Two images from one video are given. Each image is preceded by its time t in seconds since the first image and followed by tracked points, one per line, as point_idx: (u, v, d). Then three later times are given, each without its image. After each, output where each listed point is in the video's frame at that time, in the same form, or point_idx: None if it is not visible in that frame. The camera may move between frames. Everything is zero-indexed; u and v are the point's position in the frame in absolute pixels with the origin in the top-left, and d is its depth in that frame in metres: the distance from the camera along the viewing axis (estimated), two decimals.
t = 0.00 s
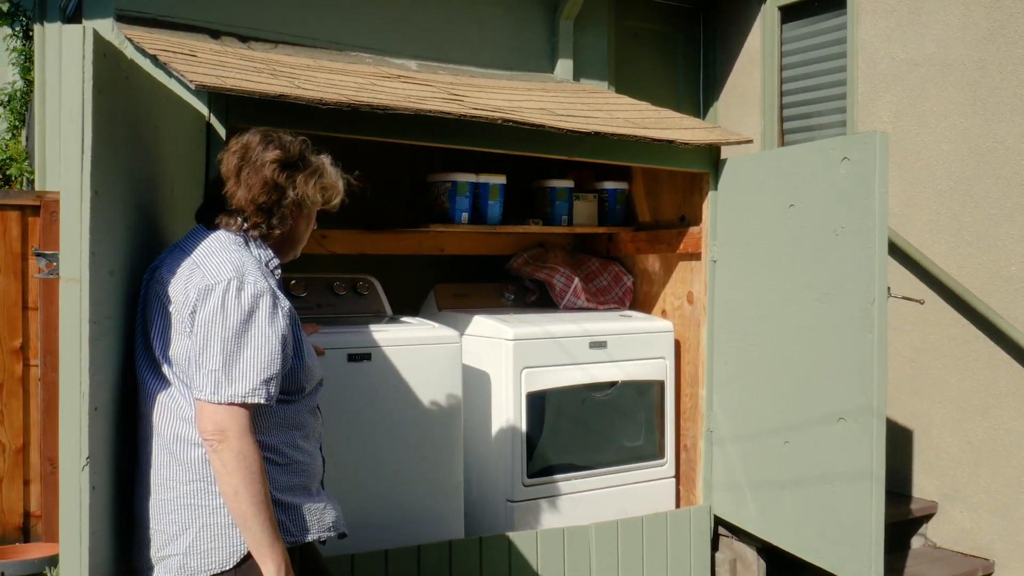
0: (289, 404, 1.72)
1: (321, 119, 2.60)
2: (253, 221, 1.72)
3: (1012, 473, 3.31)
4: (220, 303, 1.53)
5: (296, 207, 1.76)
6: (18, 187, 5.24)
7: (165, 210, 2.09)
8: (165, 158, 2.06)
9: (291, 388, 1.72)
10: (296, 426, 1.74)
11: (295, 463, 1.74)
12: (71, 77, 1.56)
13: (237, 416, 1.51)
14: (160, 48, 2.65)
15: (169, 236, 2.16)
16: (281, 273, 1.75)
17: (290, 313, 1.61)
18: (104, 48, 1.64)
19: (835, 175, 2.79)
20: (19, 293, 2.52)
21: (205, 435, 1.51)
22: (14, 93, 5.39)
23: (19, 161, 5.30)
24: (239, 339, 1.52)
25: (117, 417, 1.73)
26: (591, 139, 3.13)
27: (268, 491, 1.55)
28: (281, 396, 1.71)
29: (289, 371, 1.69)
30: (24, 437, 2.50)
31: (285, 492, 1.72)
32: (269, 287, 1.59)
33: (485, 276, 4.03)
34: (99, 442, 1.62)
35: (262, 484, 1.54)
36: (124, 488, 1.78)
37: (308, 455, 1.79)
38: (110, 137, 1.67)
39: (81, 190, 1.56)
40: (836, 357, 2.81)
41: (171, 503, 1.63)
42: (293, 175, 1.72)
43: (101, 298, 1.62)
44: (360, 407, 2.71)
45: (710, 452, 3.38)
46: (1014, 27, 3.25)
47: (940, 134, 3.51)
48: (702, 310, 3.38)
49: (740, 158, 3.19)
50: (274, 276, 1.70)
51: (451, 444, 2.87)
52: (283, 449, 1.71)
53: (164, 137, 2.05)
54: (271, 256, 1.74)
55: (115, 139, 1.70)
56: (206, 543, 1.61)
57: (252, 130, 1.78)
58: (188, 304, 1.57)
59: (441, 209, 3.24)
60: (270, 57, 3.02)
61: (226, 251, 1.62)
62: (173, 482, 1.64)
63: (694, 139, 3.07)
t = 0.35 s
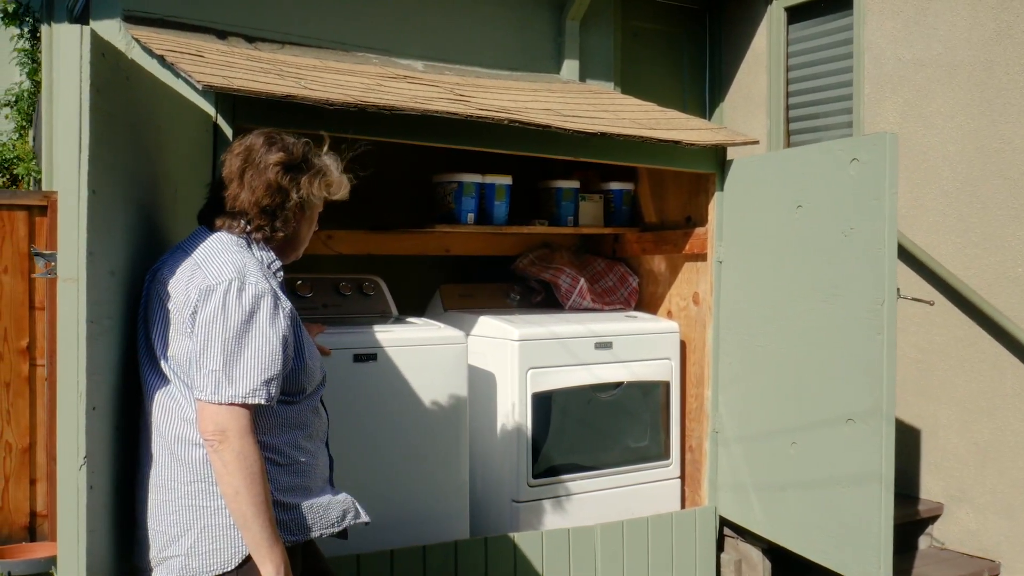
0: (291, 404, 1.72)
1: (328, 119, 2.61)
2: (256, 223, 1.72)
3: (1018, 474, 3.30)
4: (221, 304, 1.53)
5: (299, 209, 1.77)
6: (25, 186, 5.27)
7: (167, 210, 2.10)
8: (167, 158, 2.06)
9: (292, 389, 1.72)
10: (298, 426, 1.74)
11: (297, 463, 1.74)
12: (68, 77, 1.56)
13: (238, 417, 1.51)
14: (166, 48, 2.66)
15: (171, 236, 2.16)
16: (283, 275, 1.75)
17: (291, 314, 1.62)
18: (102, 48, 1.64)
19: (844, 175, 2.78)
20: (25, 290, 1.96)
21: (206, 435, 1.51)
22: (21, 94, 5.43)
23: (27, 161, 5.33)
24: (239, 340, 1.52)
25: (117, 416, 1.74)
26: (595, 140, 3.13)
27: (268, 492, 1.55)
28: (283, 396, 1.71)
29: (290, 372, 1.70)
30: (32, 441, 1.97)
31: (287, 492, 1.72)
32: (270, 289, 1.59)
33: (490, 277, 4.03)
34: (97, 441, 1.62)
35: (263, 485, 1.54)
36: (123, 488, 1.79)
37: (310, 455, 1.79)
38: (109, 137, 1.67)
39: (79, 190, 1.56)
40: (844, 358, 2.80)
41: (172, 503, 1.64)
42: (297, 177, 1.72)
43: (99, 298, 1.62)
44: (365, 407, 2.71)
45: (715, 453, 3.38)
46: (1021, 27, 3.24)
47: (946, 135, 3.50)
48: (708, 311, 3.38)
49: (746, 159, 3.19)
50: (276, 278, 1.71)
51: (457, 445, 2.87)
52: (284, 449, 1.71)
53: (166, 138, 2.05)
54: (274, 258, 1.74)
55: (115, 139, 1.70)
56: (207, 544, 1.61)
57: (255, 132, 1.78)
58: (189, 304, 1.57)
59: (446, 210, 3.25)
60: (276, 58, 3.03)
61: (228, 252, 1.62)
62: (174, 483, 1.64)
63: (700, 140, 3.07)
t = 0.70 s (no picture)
0: (295, 405, 1.72)
1: (333, 120, 2.60)
2: (260, 224, 1.72)
3: None
4: (225, 304, 1.53)
5: (303, 209, 1.76)
6: (30, 187, 5.28)
7: (172, 210, 2.10)
8: (172, 159, 2.06)
9: (296, 391, 1.71)
10: (303, 428, 1.74)
11: (301, 464, 1.74)
12: (74, 77, 1.56)
13: (242, 418, 1.51)
14: (171, 49, 2.66)
15: (177, 236, 2.16)
16: (287, 275, 1.75)
17: (295, 315, 1.61)
18: (108, 48, 1.64)
19: (854, 176, 2.78)
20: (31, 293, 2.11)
21: (210, 436, 1.51)
22: (27, 95, 5.46)
23: (31, 163, 5.34)
24: (243, 341, 1.52)
25: (122, 417, 1.74)
26: (600, 140, 3.12)
27: (273, 493, 1.55)
28: (287, 398, 1.70)
29: (294, 373, 1.69)
30: (36, 438, 2.09)
31: (292, 493, 1.72)
32: (274, 289, 1.59)
33: (495, 277, 4.03)
34: (102, 442, 1.62)
35: (267, 486, 1.54)
36: (129, 489, 1.78)
37: (315, 457, 1.78)
38: (115, 137, 1.67)
39: (84, 190, 1.56)
40: (854, 360, 2.79)
41: (177, 504, 1.64)
42: (300, 178, 1.72)
43: (104, 299, 1.62)
44: (371, 408, 2.71)
45: (720, 454, 3.38)
46: None
47: (952, 135, 3.49)
48: (713, 311, 3.37)
49: (754, 159, 3.19)
50: (280, 279, 1.71)
51: (462, 445, 2.87)
52: (288, 451, 1.71)
53: (171, 138, 2.05)
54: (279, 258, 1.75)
55: (120, 139, 1.70)
56: (212, 545, 1.61)
57: (260, 132, 1.78)
58: (193, 305, 1.57)
59: (451, 210, 3.24)
60: (281, 58, 3.03)
61: (232, 253, 1.62)
62: (179, 484, 1.64)
63: (705, 140, 3.07)
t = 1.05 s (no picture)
0: (298, 405, 1.71)
1: (337, 119, 2.60)
2: (260, 221, 1.72)
3: None
4: (229, 304, 1.52)
5: (304, 208, 1.76)
6: (33, 186, 5.29)
7: (175, 210, 2.10)
8: (175, 158, 2.06)
9: (298, 391, 1.71)
10: (306, 427, 1.74)
11: (305, 463, 1.73)
12: (77, 77, 1.56)
13: (246, 417, 1.51)
14: (175, 48, 2.66)
15: (179, 235, 2.15)
16: (287, 275, 1.75)
17: (298, 315, 1.61)
18: (110, 47, 1.64)
19: (864, 177, 2.77)
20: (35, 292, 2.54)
21: (214, 436, 1.51)
22: (30, 94, 5.47)
23: (34, 162, 5.34)
24: (248, 340, 1.52)
25: (124, 416, 1.73)
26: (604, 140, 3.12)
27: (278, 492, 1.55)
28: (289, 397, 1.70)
29: (297, 373, 1.69)
30: (38, 437, 2.52)
31: (296, 491, 1.71)
32: (278, 289, 1.59)
33: (498, 277, 4.03)
34: (104, 442, 1.62)
35: (271, 486, 1.53)
36: (130, 488, 1.78)
37: (318, 456, 1.78)
38: (117, 137, 1.67)
39: (86, 190, 1.56)
40: (862, 362, 2.79)
41: (181, 503, 1.63)
42: (302, 176, 1.72)
43: (106, 298, 1.62)
44: (374, 408, 2.71)
45: (723, 455, 3.38)
46: None
47: (956, 135, 3.49)
48: (716, 312, 3.38)
49: (759, 160, 3.18)
50: (283, 278, 1.71)
51: (465, 445, 2.87)
52: (292, 450, 1.71)
53: (174, 138, 2.05)
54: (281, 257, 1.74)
55: (123, 139, 1.70)
56: (215, 545, 1.61)
57: (263, 131, 1.78)
58: (197, 306, 1.57)
59: (455, 210, 3.24)
60: (285, 58, 3.03)
61: (236, 253, 1.62)
62: (182, 483, 1.64)
63: (709, 140, 3.07)
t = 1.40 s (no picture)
0: (288, 402, 1.70)
1: (340, 118, 2.61)
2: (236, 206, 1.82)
3: None
4: (211, 303, 1.52)
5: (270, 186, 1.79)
6: (35, 187, 5.28)
7: (181, 209, 2.10)
8: (182, 157, 2.06)
9: (289, 389, 1.70)
10: (299, 426, 1.72)
11: (299, 462, 1.71)
12: (88, 76, 1.56)
13: (229, 416, 1.51)
14: (179, 47, 2.66)
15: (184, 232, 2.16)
16: (267, 257, 1.75)
17: (284, 312, 1.60)
18: (120, 47, 1.65)
19: (874, 175, 2.77)
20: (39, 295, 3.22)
21: (198, 434, 1.51)
22: (32, 94, 5.46)
23: (36, 162, 5.32)
24: (228, 339, 1.51)
25: (133, 414, 1.74)
26: (606, 139, 3.13)
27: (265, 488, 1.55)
28: (278, 394, 1.69)
29: (286, 371, 1.68)
30: (42, 436, 3.21)
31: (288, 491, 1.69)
32: (262, 286, 1.58)
33: (501, 276, 4.03)
34: (115, 440, 1.62)
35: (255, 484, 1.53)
36: (139, 487, 1.78)
37: (314, 455, 1.76)
38: (127, 135, 1.67)
39: (98, 187, 1.56)
40: (875, 363, 2.78)
41: (173, 501, 1.65)
42: (260, 156, 1.79)
43: (117, 297, 1.62)
44: (378, 407, 2.71)
45: (727, 453, 3.39)
46: None
47: (959, 133, 3.49)
48: (720, 311, 3.38)
49: (763, 158, 3.19)
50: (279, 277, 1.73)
51: (469, 444, 2.87)
52: (285, 449, 1.69)
53: (182, 137, 2.06)
54: (258, 233, 1.76)
55: (133, 138, 1.70)
56: (201, 543, 1.61)
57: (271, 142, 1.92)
58: (184, 306, 1.58)
59: (458, 209, 3.24)
60: (288, 57, 3.03)
61: (225, 251, 1.62)
62: (173, 481, 1.65)
63: (712, 139, 3.08)
